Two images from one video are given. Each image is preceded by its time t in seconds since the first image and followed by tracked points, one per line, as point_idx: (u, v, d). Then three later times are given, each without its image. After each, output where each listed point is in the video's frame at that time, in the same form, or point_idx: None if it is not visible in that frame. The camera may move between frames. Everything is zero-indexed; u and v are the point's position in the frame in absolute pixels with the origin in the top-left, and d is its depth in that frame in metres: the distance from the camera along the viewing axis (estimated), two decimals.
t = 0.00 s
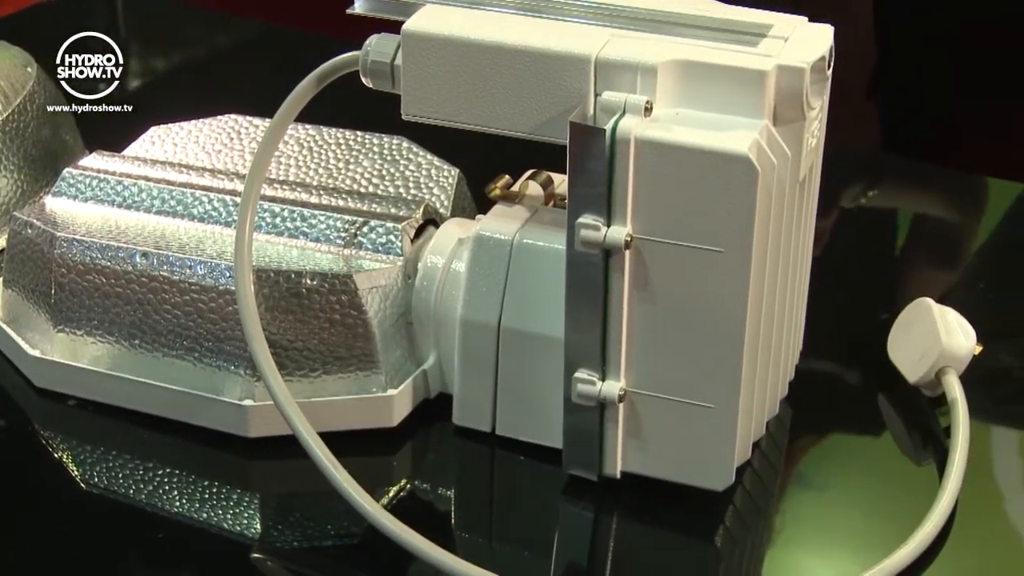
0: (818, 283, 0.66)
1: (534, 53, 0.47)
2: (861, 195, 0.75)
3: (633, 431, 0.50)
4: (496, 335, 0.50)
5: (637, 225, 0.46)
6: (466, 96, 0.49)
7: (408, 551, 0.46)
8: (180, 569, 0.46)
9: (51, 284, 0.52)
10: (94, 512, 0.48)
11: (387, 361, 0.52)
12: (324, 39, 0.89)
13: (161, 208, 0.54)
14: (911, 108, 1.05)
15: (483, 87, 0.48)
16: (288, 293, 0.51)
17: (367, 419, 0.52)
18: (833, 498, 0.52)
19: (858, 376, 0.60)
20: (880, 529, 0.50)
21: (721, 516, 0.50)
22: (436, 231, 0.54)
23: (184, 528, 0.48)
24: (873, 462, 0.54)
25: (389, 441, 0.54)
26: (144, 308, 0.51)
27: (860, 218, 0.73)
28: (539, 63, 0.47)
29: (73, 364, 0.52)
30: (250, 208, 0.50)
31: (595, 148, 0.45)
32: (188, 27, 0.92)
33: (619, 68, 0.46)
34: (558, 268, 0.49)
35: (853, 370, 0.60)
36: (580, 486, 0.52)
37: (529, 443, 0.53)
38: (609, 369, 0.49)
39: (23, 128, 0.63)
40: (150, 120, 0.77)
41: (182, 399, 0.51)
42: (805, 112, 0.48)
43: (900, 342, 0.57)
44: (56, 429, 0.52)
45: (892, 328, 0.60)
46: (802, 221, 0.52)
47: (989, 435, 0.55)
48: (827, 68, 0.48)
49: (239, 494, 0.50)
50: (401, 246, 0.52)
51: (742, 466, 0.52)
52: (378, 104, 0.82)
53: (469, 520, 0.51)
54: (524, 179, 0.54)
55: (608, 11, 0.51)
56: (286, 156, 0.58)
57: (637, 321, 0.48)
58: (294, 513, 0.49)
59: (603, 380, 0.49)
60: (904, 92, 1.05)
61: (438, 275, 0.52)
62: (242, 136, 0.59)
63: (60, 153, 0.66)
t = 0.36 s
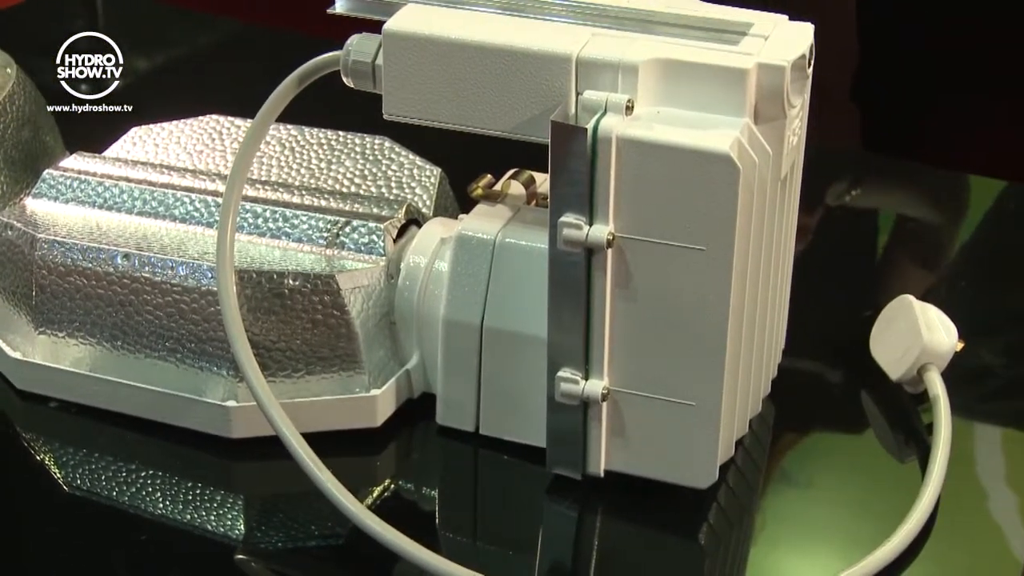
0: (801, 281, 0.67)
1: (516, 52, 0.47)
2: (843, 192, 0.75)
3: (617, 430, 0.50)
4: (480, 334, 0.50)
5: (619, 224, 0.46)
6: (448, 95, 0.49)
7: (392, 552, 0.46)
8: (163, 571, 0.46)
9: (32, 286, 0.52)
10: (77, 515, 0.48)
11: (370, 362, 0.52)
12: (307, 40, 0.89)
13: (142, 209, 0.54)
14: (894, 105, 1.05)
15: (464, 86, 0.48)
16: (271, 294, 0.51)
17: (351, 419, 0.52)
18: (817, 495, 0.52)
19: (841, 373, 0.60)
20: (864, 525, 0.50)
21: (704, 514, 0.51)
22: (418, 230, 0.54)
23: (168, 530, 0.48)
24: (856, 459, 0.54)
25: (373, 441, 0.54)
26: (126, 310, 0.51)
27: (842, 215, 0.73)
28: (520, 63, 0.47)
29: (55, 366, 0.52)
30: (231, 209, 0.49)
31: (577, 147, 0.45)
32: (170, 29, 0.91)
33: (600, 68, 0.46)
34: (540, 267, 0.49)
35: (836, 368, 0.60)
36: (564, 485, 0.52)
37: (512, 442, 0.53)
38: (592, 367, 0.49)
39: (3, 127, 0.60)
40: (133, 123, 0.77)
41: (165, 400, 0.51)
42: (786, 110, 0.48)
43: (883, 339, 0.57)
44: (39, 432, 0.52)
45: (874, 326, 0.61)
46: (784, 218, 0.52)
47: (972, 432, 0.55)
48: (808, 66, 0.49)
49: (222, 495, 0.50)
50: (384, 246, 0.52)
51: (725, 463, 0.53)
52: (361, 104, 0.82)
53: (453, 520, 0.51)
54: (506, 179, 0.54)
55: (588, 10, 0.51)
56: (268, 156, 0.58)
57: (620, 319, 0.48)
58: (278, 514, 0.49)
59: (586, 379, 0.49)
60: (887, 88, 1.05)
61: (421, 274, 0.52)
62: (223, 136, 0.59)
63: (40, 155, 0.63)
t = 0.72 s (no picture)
0: (782, 278, 0.67)
1: (496, 51, 0.47)
2: (823, 191, 0.76)
3: (599, 428, 0.50)
4: (462, 333, 0.50)
5: (600, 222, 0.46)
6: (428, 95, 0.49)
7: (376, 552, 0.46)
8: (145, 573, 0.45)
9: (12, 288, 0.52)
10: (58, 518, 0.48)
11: (352, 362, 0.52)
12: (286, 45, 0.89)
13: (122, 211, 0.53)
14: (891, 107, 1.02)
15: (444, 86, 0.48)
16: (252, 295, 0.51)
17: (333, 419, 0.52)
18: (799, 492, 0.52)
19: (823, 370, 0.60)
20: (846, 521, 0.50)
21: (687, 511, 0.51)
22: (400, 230, 0.54)
23: (150, 533, 0.47)
24: (838, 455, 0.55)
25: (355, 441, 0.54)
26: (106, 312, 0.51)
27: (821, 213, 0.73)
28: (500, 62, 0.47)
29: (34, 369, 0.52)
30: (212, 210, 0.49)
31: (557, 145, 0.45)
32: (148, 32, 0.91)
33: (580, 67, 0.46)
34: (521, 266, 0.49)
35: (818, 364, 0.60)
36: (546, 484, 0.52)
37: (494, 441, 0.53)
38: (574, 366, 0.49)
39: None
40: (111, 127, 0.77)
41: (146, 402, 0.50)
42: (765, 107, 0.48)
43: (865, 336, 0.58)
44: (19, 436, 0.52)
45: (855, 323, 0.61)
46: (765, 215, 0.52)
47: (953, 427, 0.55)
48: (787, 64, 0.49)
49: (205, 497, 0.49)
50: (365, 246, 0.52)
51: (708, 461, 0.53)
52: (341, 104, 0.82)
53: (436, 519, 0.51)
54: (487, 178, 0.54)
55: (568, 9, 0.51)
56: (248, 157, 0.58)
57: (601, 317, 0.48)
58: (260, 515, 0.49)
59: (569, 377, 0.49)
60: (887, 92, 1.02)
61: (402, 274, 0.52)
62: (203, 138, 0.59)
63: (18, 157, 0.63)
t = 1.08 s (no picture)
0: (758, 276, 0.67)
1: (469, 51, 0.47)
2: (797, 189, 0.76)
3: (575, 427, 0.50)
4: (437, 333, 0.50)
5: (574, 221, 0.46)
6: (401, 95, 0.49)
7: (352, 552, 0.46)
8: None
9: None
10: (33, 522, 0.48)
11: (328, 363, 0.52)
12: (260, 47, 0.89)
13: (95, 212, 0.53)
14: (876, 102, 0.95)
15: (417, 86, 0.48)
16: (227, 296, 0.50)
17: (309, 420, 0.52)
18: (776, 489, 0.52)
19: (799, 367, 0.60)
20: (823, 517, 0.51)
21: (664, 508, 0.51)
22: (375, 230, 0.54)
23: (126, 535, 0.47)
24: (814, 451, 0.55)
25: (332, 442, 0.54)
26: (80, 314, 0.51)
27: (797, 212, 0.73)
28: (473, 62, 0.47)
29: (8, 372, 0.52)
30: (186, 211, 0.49)
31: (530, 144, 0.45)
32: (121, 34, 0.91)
33: (552, 66, 0.46)
34: (495, 266, 0.49)
35: (794, 361, 0.60)
36: (523, 482, 0.52)
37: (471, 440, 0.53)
38: (550, 364, 0.49)
39: None
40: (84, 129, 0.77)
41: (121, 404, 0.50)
42: (738, 105, 0.48)
43: (840, 332, 0.58)
44: None
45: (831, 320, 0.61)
46: (739, 213, 0.52)
47: (928, 422, 0.55)
48: (760, 62, 0.49)
49: (181, 499, 0.49)
50: (340, 246, 0.52)
51: (684, 458, 0.53)
52: (316, 104, 0.82)
53: (413, 519, 0.51)
54: (462, 177, 0.54)
55: (541, 8, 0.51)
56: (223, 158, 0.58)
57: (576, 315, 0.48)
58: (237, 517, 0.49)
59: (544, 376, 0.49)
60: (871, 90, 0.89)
61: (378, 274, 0.52)
62: (176, 139, 0.59)
63: None
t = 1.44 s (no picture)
0: (736, 274, 0.67)
1: (443, 50, 0.47)
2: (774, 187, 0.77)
3: (553, 426, 0.50)
4: (414, 333, 0.50)
5: (551, 220, 0.46)
6: (376, 94, 0.48)
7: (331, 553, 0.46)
8: None
9: None
10: (8, 527, 0.48)
11: (305, 363, 0.52)
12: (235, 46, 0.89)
13: (70, 214, 0.53)
14: (852, 104, 0.99)
15: (392, 86, 0.48)
16: (202, 297, 0.50)
17: (286, 421, 0.52)
18: (753, 486, 0.53)
19: (776, 364, 0.60)
20: (801, 514, 0.51)
21: (643, 506, 0.51)
22: (350, 230, 0.54)
23: (103, 539, 0.47)
24: (791, 448, 0.55)
25: (309, 443, 0.54)
26: (54, 317, 0.50)
27: (774, 209, 0.74)
28: (447, 61, 0.47)
29: None
30: (161, 212, 0.49)
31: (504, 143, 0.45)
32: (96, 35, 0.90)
33: (526, 64, 0.46)
34: (471, 265, 0.49)
35: (771, 358, 0.61)
36: (501, 481, 0.52)
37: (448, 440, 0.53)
38: (527, 363, 0.49)
39: None
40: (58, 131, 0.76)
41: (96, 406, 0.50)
42: (713, 104, 0.48)
43: (817, 329, 0.58)
44: None
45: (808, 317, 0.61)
46: (714, 211, 0.52)
47: (904, 418, 0.56)
48: (735, 60, 0.49)
49: (157, 501, 0.49)
50: (316, 246, 0.52)
51: (662, 456, 0.53)
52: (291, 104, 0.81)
53: (391, 519, 0.50)
54: (438, 177, 0.54)
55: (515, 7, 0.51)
56: (197, 159, 0.58)
57: (552, 314, 0.48)
58: (215, 519, 0.49)
59: (522, 375, 0.49)
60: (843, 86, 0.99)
61: (354, 274, 0.52)
62: (151, 140, 0.59)
63: None
